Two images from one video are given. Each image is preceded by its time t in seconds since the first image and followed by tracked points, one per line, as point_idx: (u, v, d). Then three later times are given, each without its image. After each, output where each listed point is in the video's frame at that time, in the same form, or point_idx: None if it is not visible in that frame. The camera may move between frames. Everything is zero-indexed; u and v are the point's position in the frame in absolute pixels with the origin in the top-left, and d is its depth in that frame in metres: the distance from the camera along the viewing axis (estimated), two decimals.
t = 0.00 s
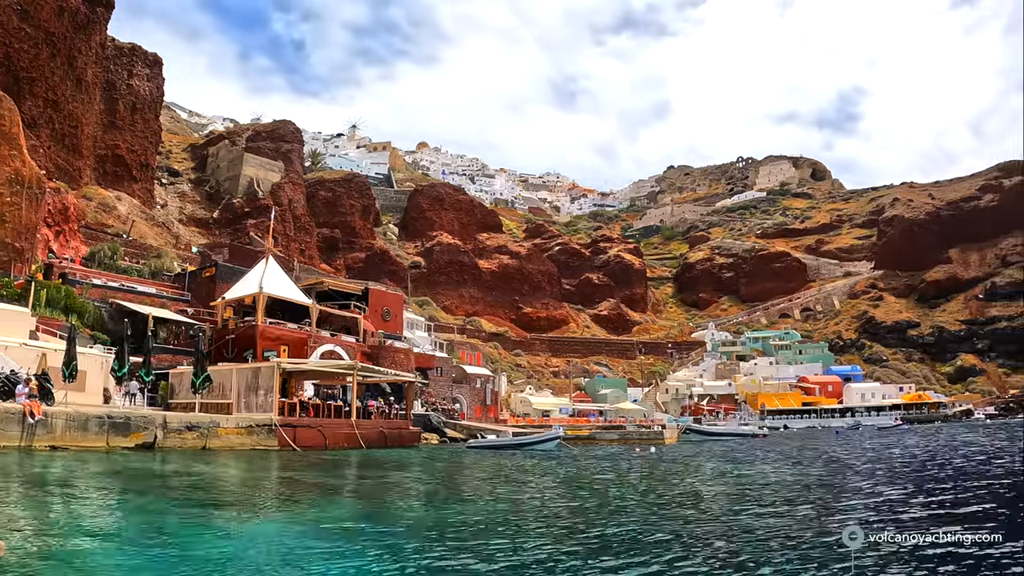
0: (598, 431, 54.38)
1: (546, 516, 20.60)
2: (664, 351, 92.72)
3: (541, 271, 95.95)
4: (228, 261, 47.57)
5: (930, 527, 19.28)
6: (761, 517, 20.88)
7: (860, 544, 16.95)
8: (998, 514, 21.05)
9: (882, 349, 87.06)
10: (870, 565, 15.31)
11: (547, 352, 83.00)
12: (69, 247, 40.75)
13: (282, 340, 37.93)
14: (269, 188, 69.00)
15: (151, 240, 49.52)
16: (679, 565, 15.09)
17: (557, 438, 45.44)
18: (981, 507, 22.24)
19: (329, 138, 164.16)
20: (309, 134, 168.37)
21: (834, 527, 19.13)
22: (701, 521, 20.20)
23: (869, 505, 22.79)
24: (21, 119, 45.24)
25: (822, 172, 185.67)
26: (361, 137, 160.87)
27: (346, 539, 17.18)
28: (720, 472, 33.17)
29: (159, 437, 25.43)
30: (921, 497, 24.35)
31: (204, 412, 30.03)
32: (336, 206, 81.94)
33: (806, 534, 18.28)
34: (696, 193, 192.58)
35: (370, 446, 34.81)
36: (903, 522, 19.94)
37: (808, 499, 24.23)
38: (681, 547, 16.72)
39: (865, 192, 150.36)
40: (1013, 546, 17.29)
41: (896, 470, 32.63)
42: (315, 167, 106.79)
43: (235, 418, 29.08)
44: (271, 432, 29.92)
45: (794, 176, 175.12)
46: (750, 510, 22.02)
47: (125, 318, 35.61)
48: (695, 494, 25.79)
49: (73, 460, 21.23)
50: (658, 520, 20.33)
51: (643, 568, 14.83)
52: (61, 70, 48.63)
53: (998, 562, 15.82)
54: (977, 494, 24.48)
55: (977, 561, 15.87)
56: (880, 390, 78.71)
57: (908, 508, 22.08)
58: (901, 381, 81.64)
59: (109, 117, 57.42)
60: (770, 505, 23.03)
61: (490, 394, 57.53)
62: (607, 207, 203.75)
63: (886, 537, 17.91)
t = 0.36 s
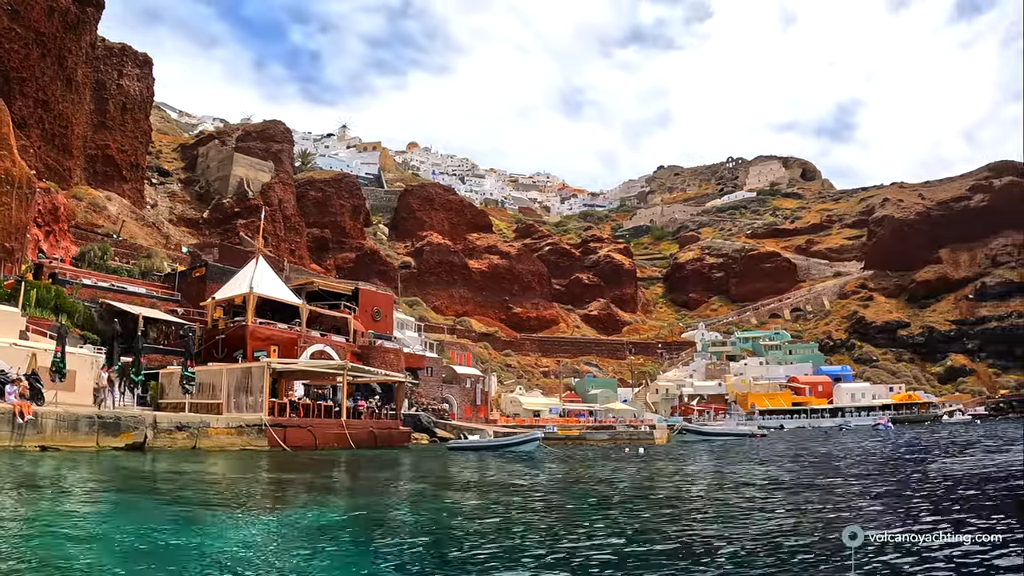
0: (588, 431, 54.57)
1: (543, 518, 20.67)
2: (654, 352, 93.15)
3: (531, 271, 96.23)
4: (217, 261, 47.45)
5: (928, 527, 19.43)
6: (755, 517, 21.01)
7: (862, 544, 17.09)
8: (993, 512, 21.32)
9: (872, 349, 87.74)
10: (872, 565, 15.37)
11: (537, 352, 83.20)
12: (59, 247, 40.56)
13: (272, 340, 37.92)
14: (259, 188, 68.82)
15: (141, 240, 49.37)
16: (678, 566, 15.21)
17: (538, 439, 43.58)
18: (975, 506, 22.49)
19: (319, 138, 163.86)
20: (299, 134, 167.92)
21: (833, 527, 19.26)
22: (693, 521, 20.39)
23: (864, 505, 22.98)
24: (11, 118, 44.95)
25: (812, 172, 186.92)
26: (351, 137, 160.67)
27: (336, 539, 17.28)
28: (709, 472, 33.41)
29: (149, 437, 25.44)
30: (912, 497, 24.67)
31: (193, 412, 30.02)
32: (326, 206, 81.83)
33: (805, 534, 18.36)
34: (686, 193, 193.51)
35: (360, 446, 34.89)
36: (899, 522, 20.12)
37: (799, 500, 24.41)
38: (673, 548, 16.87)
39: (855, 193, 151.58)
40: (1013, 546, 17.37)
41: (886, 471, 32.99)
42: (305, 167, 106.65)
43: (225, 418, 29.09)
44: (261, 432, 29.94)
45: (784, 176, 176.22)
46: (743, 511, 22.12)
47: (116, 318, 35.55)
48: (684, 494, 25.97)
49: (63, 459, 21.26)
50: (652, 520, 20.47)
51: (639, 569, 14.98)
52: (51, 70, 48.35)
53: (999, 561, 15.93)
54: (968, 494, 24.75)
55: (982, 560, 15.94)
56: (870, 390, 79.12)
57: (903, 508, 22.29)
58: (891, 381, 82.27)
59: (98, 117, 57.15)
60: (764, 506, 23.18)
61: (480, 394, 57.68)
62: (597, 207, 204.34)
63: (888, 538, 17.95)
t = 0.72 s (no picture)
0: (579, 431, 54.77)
1: (535, 517, 20.74)
2: (644, 351, 93.53)
3: (521, 271, 96.35)
4: (208, 261, 47.35)
5: (928, 526, 19.25)
6: (747, 517, 21.10)
7: (864, 543, 16.97)
8: (993, 512, 21.18)
9: (862, 349, 88.35)
10: (871, 564, 15.39)
11: (527, 352, 83.34)
12: (49, 247, 40.39)
13: (262, 340, 37.89)
14: (249, 188, 68.68)
15: (131, 240, 49.23)
16: (670, 566, 15.31)
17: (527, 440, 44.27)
18: (973, 507, 22.37)
19: (309, 138, 163.49)
20: (289, 134, 167.44)
21: (834, 528, 19.14)
22: (684, 521, 20.57)
23: (863, 506, 22.86)
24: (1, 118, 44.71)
25: (802, 172, 187.96)
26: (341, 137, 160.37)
27: (325, 539, 17.36)
28: (699, 473, 33.63)
29: (139, 436, 25.49)
30: (905, 496, 24.85)
31: (183, 411, 30.01)
32: (316, 206, 81.71)
33: (803, 534, 18.41)
34: (677, 193, 194.29)
35: (350, 446, 34.96)
36: (898, 522, 20.00)
37: (791, 500, 24.53)
38: (663, 548, 17.02)
39: (844, 193, 152.62)
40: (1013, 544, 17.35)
41: (876, 470, 33.27)
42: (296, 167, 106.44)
43: (214, 418, 29.09)
44: (251, 431, 29.96)
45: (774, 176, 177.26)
46: (734, 511, 22.24)
47: (106, 318, 35.52)
48: (674, 494, 26.14)
49: (54, 459, 21.32)
50: (643, 520, 20.60)
51: (632, 569, 15.06)
52: (42, 69, 48.12)
53: (1001, 558, 15.92)
54: (959, 494, 24.93)
55: (982, 557, 15.95)
56: (860, 389, 79.60)
57: (901, 509, 22.17)
58: (880, 380, 82.90)
59: (88, 117, 56.89)
60: (756, 506, 23.32)
61: (470, 394, 57.78)
62: (587, 206, 204.79)
63: (888, 536, 17.91)
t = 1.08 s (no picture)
0: (569, 432, 54.97)
1: (526, 518, 20.89)
2: (635, 351, 93.90)
3: (511, 271, 96.47)
4: (198, 261, 47.25)
5: (932, 527, 19.51)
6: (740, 518, 21.30)
7: (867, 544, 17.09)
8: (994, 513, 21.45)
9: (853, 349, 88.94)
10: (875, 564, 15.51)
11: (518, 352, 83.47)
12: (40, 247, 40.24)
13: (252, 340, 37.89)
14: (239, 188, 68.53)
15: (122, 240, 49.09)
16: (665, 565, 15.48)
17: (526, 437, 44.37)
18: (974, 507, 22.64)
19: (300, 138, 163.22)
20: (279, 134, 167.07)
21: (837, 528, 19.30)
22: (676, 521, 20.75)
23: (866, 507, 23.17)
24: None
25: (793, 172, 188.98)
26: (331, 137, 160.13)
27: (315, 539, 17.42)
28: (690, 472, 33.89)
29: (129, 437, 25.50)
30: (900, 497, 25.09)
31: (172, 411, 29.99)
32: (307, 207, 81.56)
33: (805, 535, 18.49)
34: (668, 193, 195.08)
35: (341, 446, 35.01)
36: (901, 522, 20.28)
37: (784, 501, 24.74)
38: (655, 548, 17.18)
39: (835, 193, 153.64)
40: (1018, 544, 17.43)
41: (867, 471, 33.56)
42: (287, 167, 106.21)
43: (205, 418, 29.10)
44: (241, 432, 30.01)
45: (765, 176, 178.29)
46: (726, 512, 22.46)
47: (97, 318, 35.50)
48: (664, 494, 26.34)
49: (44, 459, 21.35)
50: (634, 521, 20.78)
51: (627, 569, 15.21)
52: (32, 70, 47.91)
53: (1006, 558, 15.97)
54: (952, 494, 25.19)
55: (987, 558, 16.03)
56: (851, 390, 80.18)
57: (901, 509, 22.49)
58: (871, 380, 83.45)
59: (79, 117, 56.63)
60: (750, 507, 23.58)
61: (461, 394, 57.89)
62: (578, 207, 205.27)
63: (892, 537, 17.97)
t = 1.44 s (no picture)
0: (560, 432, 55.19)
1: (518, 518, 21.04)
2: (626, 351, 94.31)
3: (502, 271, 96.65)
4: (189, 261, 47.18)
5: (935, 527, 19.75)
6: (731, 518, 21.50)
7: (865, 544, 17.32)
8: (995, 513, 21.72)
9: (843, 349, 89.61)
10: (875, 564, 15.74)
11: (508, 352, 83.65)
12: (31, 247, 40.11)
13: (243, 340, 37.87)
14: (230, 188, 68.38)
15: (112, 240, 48.98)
16: (663, 566, 15.66)
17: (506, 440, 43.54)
18: (974, 507, 22.91)
19: (290, 138, 162.91)
20: (270, 134, 166.73)
21: (836, 528, 19.53)
22: (668, 521, 20.92)
23: (868, 507, 23.41)
24: None
25: (784, 172, 190.06)
26: (322, 137, 159.95)
27: (306, 539, 17.50)
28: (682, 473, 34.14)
29: (120, 437, 25.51)
30: (892, 497, 25.37)
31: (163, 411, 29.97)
32: (297, 207, 81.40)
33: (803, 535, 18.73)
34: (658, 193, 195.85)
35: (332, 446, 35.08)
36: (906, 522, 20.53)
37: (777, 500, 24.99)
38: (646, 548, 17.39)
39: (825, 193, 154.67)
40: (1016, 543, 17.68)
41: (857, 470, 33.90)
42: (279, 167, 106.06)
43: (196, 418, 29.10)
44: (232, 432, 30.02)
45: (755, 176, 179.30)
46: (718, 512, 22.66)
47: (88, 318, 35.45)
48: (655, 494, 26.55)
49: (35, 460, 21.34)
50: (625, 520, 20.97)
51: (623, 569, 15.40)
52: (22, 70, 47.69)
53: (1003, 558, 16.20)
54: (943, 494, 25.50)
55: (985, 557, 16.28)
56: (841, 390, 80.77)
57: (894, 509, 22.73)
58: (861, 380, 84.08)
59: (70, 117, 56.39)
60: (742, 506, 23.79)
61: (451, 394, 57.96)
62: (568, 207, 205.78)
63: (889, 537, 18.22)
